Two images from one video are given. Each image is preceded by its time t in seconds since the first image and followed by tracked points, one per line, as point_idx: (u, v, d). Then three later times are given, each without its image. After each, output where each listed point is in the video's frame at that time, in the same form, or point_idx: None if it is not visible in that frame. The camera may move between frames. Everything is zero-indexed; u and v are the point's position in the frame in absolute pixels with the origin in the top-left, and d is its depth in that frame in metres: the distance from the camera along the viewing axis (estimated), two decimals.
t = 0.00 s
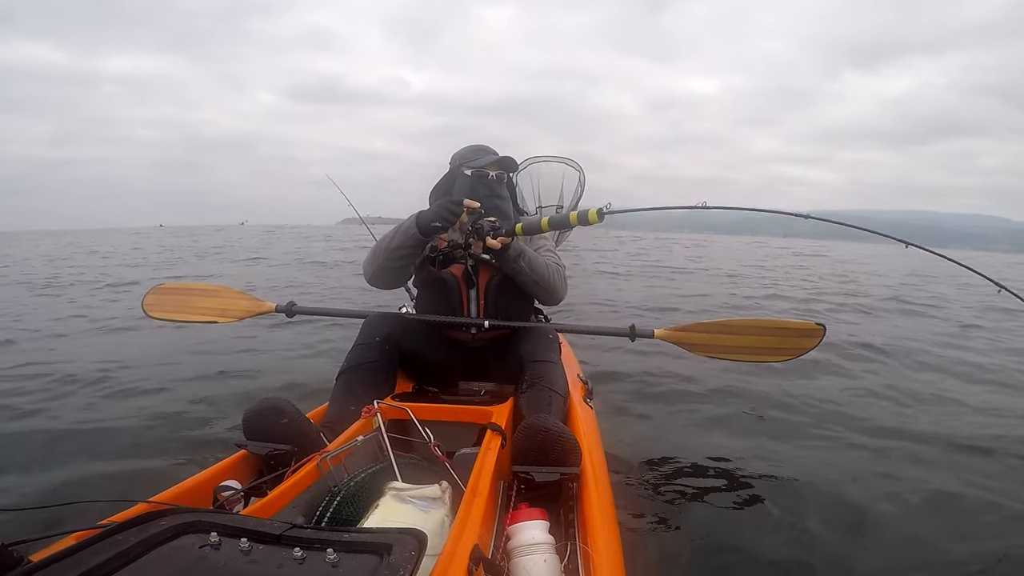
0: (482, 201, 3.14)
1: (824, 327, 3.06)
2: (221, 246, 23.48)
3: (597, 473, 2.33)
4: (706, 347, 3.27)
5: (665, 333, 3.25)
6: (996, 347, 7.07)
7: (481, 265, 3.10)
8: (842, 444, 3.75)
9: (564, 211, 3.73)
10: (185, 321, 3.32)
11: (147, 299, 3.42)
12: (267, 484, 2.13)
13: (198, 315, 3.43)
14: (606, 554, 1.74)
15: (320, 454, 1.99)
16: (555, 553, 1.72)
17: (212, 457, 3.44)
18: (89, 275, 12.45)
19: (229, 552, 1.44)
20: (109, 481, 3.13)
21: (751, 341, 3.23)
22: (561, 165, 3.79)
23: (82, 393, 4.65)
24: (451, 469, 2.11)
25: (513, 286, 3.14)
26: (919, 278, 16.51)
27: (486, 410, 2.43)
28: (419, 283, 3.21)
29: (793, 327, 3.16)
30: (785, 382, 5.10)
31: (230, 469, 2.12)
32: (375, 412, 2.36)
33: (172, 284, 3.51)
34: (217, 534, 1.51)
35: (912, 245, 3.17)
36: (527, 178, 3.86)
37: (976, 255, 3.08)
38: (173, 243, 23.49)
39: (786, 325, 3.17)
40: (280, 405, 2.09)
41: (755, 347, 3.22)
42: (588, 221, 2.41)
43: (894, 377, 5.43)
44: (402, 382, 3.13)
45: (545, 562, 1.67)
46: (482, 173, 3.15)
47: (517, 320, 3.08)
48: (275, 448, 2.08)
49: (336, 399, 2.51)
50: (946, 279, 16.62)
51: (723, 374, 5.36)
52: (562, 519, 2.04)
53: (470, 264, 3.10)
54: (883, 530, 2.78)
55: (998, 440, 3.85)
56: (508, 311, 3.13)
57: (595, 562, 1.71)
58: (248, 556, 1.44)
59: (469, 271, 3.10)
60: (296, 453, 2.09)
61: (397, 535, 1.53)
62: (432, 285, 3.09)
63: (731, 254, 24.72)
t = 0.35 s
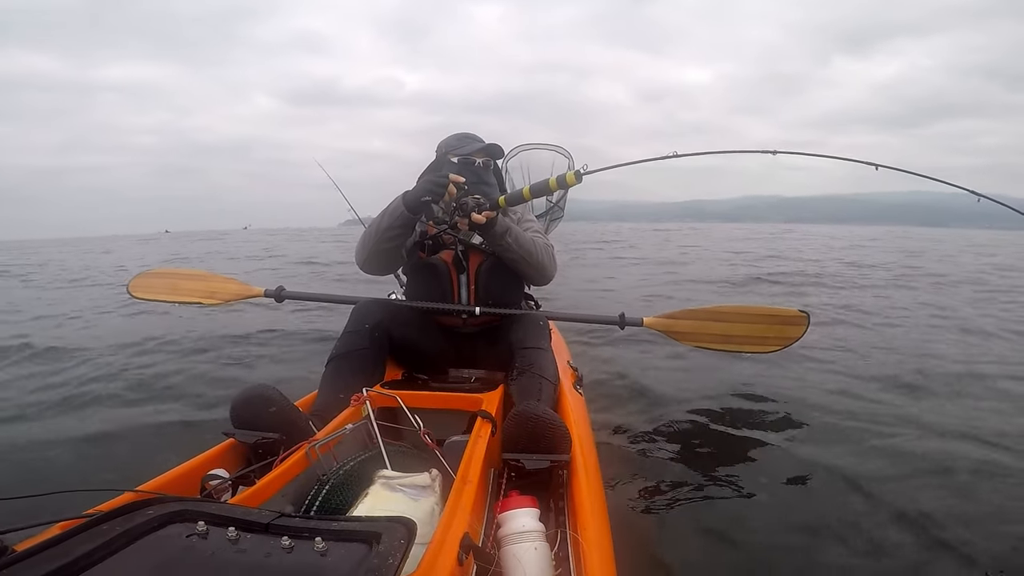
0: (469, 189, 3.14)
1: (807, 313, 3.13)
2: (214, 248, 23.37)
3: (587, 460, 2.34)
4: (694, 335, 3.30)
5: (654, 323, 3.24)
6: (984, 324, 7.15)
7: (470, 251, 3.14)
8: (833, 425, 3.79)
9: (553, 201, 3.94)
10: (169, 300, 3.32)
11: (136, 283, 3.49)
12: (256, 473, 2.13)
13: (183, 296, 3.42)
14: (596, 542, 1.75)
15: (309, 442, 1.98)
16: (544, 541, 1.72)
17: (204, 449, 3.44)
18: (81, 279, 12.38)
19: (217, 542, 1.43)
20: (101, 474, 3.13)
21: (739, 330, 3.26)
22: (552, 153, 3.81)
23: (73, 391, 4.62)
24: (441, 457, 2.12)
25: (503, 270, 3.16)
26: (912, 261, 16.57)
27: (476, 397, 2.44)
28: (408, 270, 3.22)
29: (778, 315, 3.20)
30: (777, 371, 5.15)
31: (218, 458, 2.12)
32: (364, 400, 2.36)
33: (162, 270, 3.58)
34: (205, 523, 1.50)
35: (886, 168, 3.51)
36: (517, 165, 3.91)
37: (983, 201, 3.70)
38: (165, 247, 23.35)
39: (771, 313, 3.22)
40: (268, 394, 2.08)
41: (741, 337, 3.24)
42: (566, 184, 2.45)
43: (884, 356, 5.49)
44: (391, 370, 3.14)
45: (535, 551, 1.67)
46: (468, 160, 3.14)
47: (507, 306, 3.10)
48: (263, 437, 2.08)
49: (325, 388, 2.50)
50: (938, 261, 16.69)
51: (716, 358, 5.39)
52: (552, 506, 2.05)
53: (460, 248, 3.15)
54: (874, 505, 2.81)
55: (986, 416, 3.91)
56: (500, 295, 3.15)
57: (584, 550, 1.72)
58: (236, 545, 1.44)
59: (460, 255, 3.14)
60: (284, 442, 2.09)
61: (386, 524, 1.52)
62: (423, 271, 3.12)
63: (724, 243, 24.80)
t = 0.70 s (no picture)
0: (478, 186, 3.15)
1: (806, 311, 3.31)
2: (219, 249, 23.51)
3: (588, 459, 2.35)
4: (697, 333, 3.42)
5: (655, 318, 3.26)
6: (985, 338, 7.16)
7: (475, 247, 3.16)
8: (835, 435, 3.78)
9: (554, 197, 4.19)
10: (169, 296, 3.36)
11: (137, 279, 3.54)
12: (257, 470, 2.14)
13: (184, 291, 3.46)
14: (597, 540, 1.75)
15: (310, 440, 1.99)
16: (545, 538, 1.72)
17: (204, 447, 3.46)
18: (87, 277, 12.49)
19: (218, 539, 1.44)
20: (101, 472, 3.14)
21: (742, 329, 3.40)
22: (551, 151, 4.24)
23: (75, 387, 4.64)
24: (442, 454, 2.13)
25: (506, 268, 3.18)
26: (914, 275, 16.56)
27: (477, 395, 2.45)
28: (412, 266, 3.24)
29: (778, 313, 3.38)
30: (778, 378, 5.13)
31: (218, 455, 2.13)
32: (365, 398, 2.38)
33: (163, 268, 3.64)
34: (206, 521, 1.51)
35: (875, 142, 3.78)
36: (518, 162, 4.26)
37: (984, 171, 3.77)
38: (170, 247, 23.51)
39: (768, 309, 3.39)
40: (268, 392, 2.10)
41: (745, 333, 3.39)
42: (569, 170, 2.44)
43: (885, 369, 5.49)
44: (392, 368, 3.16)
45: (536, 548, 1.66)
46: (479, 157, 3.15)
47: (509, 304, 3.12)
48: (264, 435, 2.09)
49: (326, 385, 2.52)
50: (940, 275, 16.68)
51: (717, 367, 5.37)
52: (553, 504, 2.06)
53: (465, 244, 3.16)
54: (879, 516, 2.79)
55: (988, 429, 3.90)
56: (503, 291, 3.18)
57: (585, 547, 1.72)
58: (238, 543, 1.44)
59: (464, 252, 3.16)
60: (285, 439, 2.10)
61: (387, 522, 1.51)
62: (427, 265, 3.14)
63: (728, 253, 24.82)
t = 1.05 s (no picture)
0: (479, 185, 3.16)
1: (812, 310, 3.27)
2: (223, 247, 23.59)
3: (594, 460, 2.36)
4: (701, 332, 3.44)
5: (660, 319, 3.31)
6: (985, 357, 7.17)
7: (481, 249, 3.17)
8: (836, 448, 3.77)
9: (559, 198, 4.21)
10: (176, 297, 3.38)
11: (144, 282, 3.57)
12: (263, 471, 2.14)
13: (191, 293, 3.49)
14: (603, 542, 1.76)
15: (316, 441, 1.99)
16: (551, 540, 1.71)
17: (204, 443, 3.45)
18: (89, 271, 12.52)
19: (226, 540, 1.38)
20: (100, 466, 3.13)
21: (748, 327, 3.41)
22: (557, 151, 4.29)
23: (80, 380, 4.65)
24: (447, 455, 2.13)
25: (511, 270, 3.19)
26: (916, 293, 16.55)
27: (483, 396, 2.46)
28: (419, 267, 3.27)
29: (785, 311, 3.38)
30: (780, 391, 5.11)
31: (224, 456, 2.13)
32: (371, 398, 2.38)
33: (170, 272, 3.67)
34: (213, 521, 1.45)
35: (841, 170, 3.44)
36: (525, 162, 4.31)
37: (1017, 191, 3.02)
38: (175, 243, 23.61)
39: (774, 308, 3.40)
40: (275, 391, 2.10)
41: (748, 333, 3.40)
42: (581, 189, 2.44)
43: (887, 386, 5.48)
44: (398, 368, 3.17)
45: (541, 549, 1.66)
46: (482, 157, 3.18)
47: (514, 305, 3.14)
48: (271, 435, 2.09)
49: (331, 385, 2.53)
50: (943, 294, 16.68)
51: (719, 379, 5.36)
52: (559, 505, 2.07)
53: (472, 246, 3.17)
54: (879, 531, 2.79)
55: (990, 447, 3.89)
56: (508, 291, 3.19)
57: (591, 549, 1.73)
58: (245, 544, 1.38)
59: (471, 252, 3.17)
60: (291, 439, 2.10)
61: (392, 522, 1.49)
62: (433, 266, 3.17)
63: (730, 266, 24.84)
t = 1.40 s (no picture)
0: (473, 188, 3.19)
1: (815, 307, 3.27)
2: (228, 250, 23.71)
3: (598, 463, 2.36)
4: (705, 330, 3.44)
5: (665, 318, 3.32)
6: (991, 361, 7.14)
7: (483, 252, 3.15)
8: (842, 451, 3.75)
9: (563, 201, 4.20)
10: (182, 302, 3.40)
11: (150, 287, 3.59)
12: (267, 474, 2.15)
13: (197, 297, 3.51)
14: (607, 544, 1.76)
15: (321, 443, 1.99)
16: (555, 543, 1.71)
17: (208, 446, 3.46)
18: (94, 275, 12.58)
19: (231, 542, 1.39)
20: (104, 468, 3.14)
21: (751, 326, 3.41)
22: (561, 154, 4.30)
23: (86, 382, 4.67)
24: (452, 458, 2.14)
25: (511, 274, 3.19)
26: (922, 297, 16.45)
27: (486, 399, 2.46)
28: (421, 270, 3.29)
29: (788, 309, 3.38)
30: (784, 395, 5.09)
31: (229, 458, 2.13)
32: (375, 400, 2.39)
33: (175, 278, 3.69)
34: (218, 523, 1.45)
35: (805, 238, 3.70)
36: (528, 165, 4.34)
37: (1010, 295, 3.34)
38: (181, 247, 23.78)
39: (777, 305, 3.41)
40: (279, 394, 2.11)
41: (752, 331, 3.40)
42: (578, 237, 2.44)
43: (894, 391, 5.45)
44: (402, 370, 3.18)
45: (545, 552, 1.66)
46: (475, 159, 3.21)
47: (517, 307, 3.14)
48: (276, 437, 2.10)
49: (335, 388, 2.54)
50: (949, 298, 16.58)
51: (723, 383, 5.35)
52: (563, 508, 2.07)
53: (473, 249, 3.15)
54: (883, 534, 2.79)
55: (997, 452, 3.87)
56: (510, 294, 3.20)
57: (595, 551, 1.73)
58: (250, 546, 1.39)
59: (473, 256, 3.16)
60: (296, 442, 2.11)
61: (397, 525, 1.49)
62: (435, 270, 3.19)
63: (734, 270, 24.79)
